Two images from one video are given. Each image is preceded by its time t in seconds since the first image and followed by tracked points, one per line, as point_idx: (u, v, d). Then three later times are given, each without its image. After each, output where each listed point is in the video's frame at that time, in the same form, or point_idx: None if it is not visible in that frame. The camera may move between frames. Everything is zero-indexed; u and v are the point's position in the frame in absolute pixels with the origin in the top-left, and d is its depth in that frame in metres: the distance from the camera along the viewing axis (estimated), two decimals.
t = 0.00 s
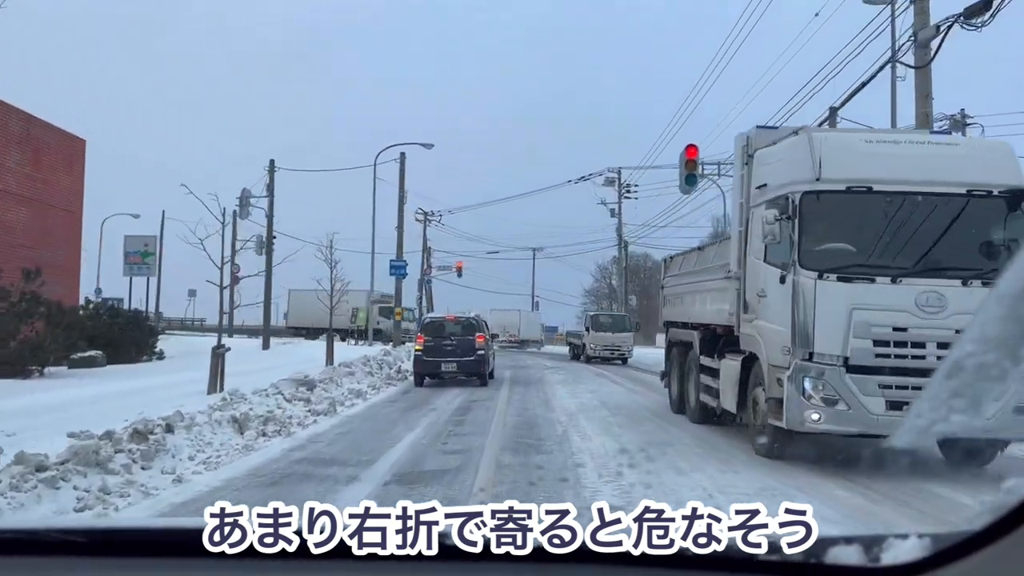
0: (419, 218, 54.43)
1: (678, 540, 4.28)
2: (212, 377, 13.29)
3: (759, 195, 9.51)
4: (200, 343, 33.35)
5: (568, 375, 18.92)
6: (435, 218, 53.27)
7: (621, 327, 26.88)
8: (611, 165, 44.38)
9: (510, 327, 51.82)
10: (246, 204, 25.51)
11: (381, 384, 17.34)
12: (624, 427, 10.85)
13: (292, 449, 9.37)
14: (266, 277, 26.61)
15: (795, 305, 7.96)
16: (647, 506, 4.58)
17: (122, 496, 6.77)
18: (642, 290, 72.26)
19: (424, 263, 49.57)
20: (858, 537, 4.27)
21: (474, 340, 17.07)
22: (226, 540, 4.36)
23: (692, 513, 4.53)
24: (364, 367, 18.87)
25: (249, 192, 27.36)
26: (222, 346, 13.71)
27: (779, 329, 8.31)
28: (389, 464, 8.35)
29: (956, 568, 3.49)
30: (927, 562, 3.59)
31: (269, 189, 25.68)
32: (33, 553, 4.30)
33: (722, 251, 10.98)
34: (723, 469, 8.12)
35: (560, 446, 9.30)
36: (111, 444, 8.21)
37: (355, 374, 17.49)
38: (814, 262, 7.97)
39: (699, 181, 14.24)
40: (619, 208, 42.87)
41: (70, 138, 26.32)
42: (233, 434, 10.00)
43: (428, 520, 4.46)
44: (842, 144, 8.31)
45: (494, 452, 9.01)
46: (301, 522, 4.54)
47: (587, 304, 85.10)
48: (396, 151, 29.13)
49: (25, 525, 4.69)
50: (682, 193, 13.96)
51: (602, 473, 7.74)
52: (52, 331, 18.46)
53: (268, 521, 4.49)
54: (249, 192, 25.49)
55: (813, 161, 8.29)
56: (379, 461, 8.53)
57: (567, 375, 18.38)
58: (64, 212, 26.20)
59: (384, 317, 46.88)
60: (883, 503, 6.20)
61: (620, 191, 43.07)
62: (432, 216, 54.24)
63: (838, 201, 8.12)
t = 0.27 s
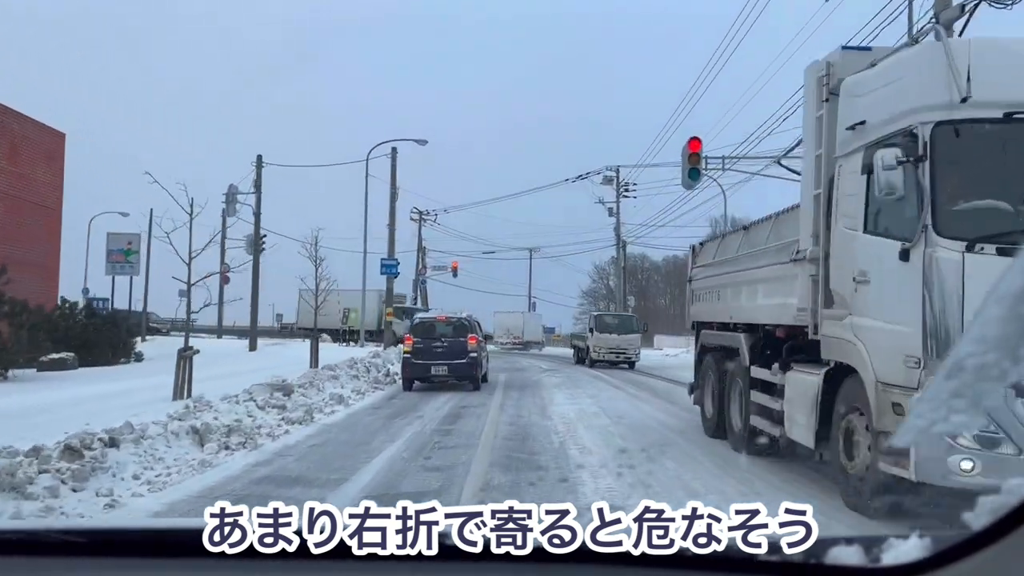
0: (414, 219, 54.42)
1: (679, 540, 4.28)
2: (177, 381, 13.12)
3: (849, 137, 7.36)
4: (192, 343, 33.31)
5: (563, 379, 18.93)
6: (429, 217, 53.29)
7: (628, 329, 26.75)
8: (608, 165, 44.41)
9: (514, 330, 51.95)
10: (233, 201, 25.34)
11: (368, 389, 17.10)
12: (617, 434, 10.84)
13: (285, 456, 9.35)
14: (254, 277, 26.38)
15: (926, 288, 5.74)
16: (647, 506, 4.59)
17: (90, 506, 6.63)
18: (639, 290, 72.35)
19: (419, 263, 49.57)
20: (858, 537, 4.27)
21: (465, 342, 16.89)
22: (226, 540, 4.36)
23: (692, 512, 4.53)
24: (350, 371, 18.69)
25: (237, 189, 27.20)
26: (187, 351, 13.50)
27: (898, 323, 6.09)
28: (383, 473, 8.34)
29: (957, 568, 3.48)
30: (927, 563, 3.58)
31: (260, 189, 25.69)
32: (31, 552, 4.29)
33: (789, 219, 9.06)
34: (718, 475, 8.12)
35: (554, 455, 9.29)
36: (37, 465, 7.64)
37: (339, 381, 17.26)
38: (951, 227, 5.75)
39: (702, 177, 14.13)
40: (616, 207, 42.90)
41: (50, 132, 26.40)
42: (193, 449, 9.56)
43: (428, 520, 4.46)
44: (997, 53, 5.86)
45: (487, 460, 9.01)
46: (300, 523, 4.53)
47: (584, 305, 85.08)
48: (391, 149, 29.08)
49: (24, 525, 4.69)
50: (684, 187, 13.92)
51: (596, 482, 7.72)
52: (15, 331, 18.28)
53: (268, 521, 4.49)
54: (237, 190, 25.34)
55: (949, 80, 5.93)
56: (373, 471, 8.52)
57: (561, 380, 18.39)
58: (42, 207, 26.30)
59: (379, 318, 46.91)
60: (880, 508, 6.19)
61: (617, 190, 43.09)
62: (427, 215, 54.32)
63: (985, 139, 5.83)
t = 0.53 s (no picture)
0: (409, 217, 54.36)
1: (678, 540, 4.27)
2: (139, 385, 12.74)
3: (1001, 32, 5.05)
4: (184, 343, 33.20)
5: (558, 382, 18.92)
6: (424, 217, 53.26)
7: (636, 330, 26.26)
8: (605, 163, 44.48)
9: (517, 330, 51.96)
10: (219, 198, 25.26)
11: (355, 394, 16.78)
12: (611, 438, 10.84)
13: (279, 462, 9.34)
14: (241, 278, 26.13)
15: None
16: (647, 506, 4.59)
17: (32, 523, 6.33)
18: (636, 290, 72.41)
19: (414, 263, 49.52)
20: (858, 537, 4.27)
21: (456, 343, 16.76)
22: (225, 540, 4.35)
23: (692, 513, 4.53)
24: (335, 376, 18.35)
25: (224, 185, 27.00)
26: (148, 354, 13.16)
27: None
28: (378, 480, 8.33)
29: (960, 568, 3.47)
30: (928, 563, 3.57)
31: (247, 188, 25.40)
32: (31, 552, 4.28)
33: (902, 170, 6.67)
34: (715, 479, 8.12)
35: (549, 460, 9.28)
36: None
37: (321, 386, 16.81)
38: None
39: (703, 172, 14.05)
40: (613, 206, 42.95)
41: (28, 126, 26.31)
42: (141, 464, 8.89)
43: (428, 520, 4.45)
44: None
45: (482, 466, 9.00)
46: (299, 523, 4.52)
47: (580, 307, 85.08)
48: (383, 143, 28.71)
49: (23, 525, 4.68)
50: (687, 181, 13.92)
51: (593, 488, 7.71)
52: None
53: (268, 521, 4.48)
54: (224, 185, 25.05)
55: None
56: (368, 476, 8.51)
57: (557, 383, 18.37)
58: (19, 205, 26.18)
59: (374, 319, 46.88)
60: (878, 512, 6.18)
61: (615, 189, 43.15)
62: (422, 214, 54.27)
63: None
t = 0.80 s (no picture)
0: (404, 218, 54.31)
1: (679, 541, 4.27)
2: (97, 393, 11.94)
3: None
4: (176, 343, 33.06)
5: (554, 385, 18.91)
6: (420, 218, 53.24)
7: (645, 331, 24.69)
8: (603, 163, 44.55)
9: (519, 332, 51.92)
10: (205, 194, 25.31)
11: (340, 400, 16.37)
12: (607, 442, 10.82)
13: (274, 466, 9.31)
14: (229, 278, 25.73)
15: None
16: (647, 506, 4.58)
17: None
18: (634, 291, 72.41)
19: (410, 264, 49.47)
20: (859, 538, 4.26)
21: (447, 346, 16.54)
22: (226, 540, 4.34)
23: (692, 513, 4.52)
24: (318, 379, 17.91)
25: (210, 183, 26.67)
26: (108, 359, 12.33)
27: None
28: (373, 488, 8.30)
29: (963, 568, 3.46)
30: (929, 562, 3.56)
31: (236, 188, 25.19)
32: (30, 552, 4.26)
33: None
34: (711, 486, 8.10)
35: (544, 467, 9.26)
36: None
37: (301, 392, 16.25)
38: None
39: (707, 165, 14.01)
40: (612, 206, 42.98)
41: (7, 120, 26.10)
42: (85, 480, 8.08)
43: (428, 520, 4.45)
44: None
45: (477, 473, 8.99)
46: (299, 523, 4.52)
47: (576, 309, 84.96)
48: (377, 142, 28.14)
49: (22, 525, 4.67)
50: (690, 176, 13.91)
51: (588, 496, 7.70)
52: None
53: (268, 521, 4.48)
54: (210, 182, 25.11)
55: None
56: (363, 485, 8.50)
57: (553, 386, 18.35)
58: None
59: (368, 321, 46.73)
60: (875, 515, 6.17)
61: (613, 188, 43.19)
62: (417, 214, 54.28)
63: None
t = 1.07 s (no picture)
0: (401, 216, 54.19)
1: (679, 540, 4.27)
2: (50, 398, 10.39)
3: None
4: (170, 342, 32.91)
5: (550, 384, 18.87)
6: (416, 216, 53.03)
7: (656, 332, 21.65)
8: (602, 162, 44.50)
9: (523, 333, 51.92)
10: (193, 188, 25.08)
11: (323, 402, 14.82)
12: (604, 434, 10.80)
13: (270, 459, 9.29)
14: (216, 277, 25.26)
15: None
16: (648, 505, 4.59)
17: None
18: (632, 291, 72.36)
19: (406, 263, 49.37)
20: (859, 538, 4.26)
21: (438, 347, 14.94)
22: (226, 539, 4.34)
23: (692, 512, 4.53)
24: (301, 377, 16.27)
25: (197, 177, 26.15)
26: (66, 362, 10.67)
27: None
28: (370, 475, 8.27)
29: (963, 569, 3.47)
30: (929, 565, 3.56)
31: (224, 183, 24.65)
32: (30, 553, 4.26)
33: None
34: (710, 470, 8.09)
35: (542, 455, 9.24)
36: None
37: (281, 392, 14.59)
38: None
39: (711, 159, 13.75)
40: (610, 205, 42.91)
41: None
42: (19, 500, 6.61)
43: (428, 520, 4.44)
44: None
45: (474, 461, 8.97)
46: (300, 522, 4.52)
47: (574, 308, 84.92)
48: (368, 133, 26.88)
49: (21, 526, 4.66)
50: (692, 172, 13.81)
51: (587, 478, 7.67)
52: None
53: (268, 521, 4.47)
54: (198, 177, 24.85)
55: None
56: (362, 471, 8.45)
57: (549, 385, 18.32)
58: None
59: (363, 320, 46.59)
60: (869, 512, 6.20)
61: (612, 187, 43.11)
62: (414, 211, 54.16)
63: None
